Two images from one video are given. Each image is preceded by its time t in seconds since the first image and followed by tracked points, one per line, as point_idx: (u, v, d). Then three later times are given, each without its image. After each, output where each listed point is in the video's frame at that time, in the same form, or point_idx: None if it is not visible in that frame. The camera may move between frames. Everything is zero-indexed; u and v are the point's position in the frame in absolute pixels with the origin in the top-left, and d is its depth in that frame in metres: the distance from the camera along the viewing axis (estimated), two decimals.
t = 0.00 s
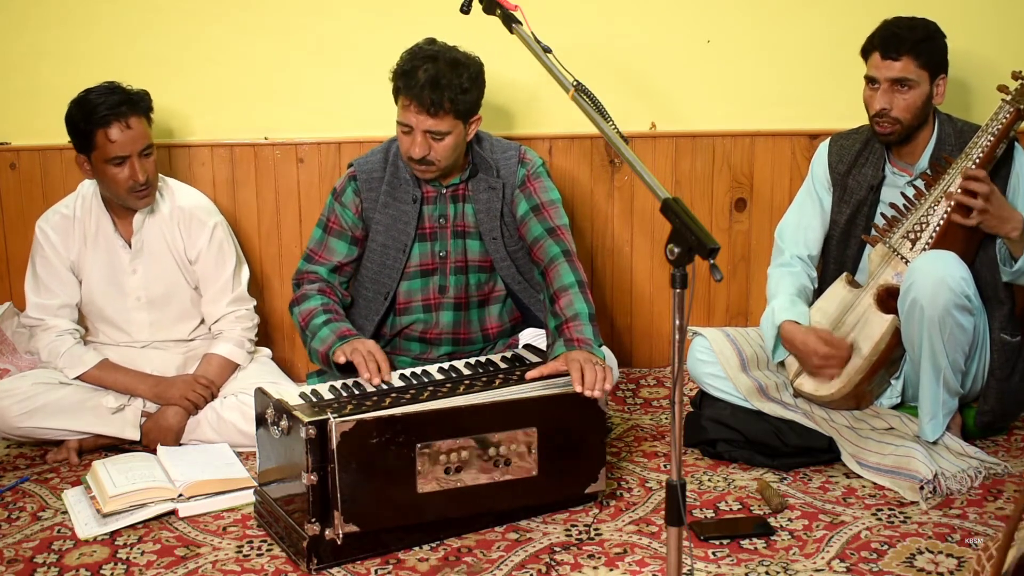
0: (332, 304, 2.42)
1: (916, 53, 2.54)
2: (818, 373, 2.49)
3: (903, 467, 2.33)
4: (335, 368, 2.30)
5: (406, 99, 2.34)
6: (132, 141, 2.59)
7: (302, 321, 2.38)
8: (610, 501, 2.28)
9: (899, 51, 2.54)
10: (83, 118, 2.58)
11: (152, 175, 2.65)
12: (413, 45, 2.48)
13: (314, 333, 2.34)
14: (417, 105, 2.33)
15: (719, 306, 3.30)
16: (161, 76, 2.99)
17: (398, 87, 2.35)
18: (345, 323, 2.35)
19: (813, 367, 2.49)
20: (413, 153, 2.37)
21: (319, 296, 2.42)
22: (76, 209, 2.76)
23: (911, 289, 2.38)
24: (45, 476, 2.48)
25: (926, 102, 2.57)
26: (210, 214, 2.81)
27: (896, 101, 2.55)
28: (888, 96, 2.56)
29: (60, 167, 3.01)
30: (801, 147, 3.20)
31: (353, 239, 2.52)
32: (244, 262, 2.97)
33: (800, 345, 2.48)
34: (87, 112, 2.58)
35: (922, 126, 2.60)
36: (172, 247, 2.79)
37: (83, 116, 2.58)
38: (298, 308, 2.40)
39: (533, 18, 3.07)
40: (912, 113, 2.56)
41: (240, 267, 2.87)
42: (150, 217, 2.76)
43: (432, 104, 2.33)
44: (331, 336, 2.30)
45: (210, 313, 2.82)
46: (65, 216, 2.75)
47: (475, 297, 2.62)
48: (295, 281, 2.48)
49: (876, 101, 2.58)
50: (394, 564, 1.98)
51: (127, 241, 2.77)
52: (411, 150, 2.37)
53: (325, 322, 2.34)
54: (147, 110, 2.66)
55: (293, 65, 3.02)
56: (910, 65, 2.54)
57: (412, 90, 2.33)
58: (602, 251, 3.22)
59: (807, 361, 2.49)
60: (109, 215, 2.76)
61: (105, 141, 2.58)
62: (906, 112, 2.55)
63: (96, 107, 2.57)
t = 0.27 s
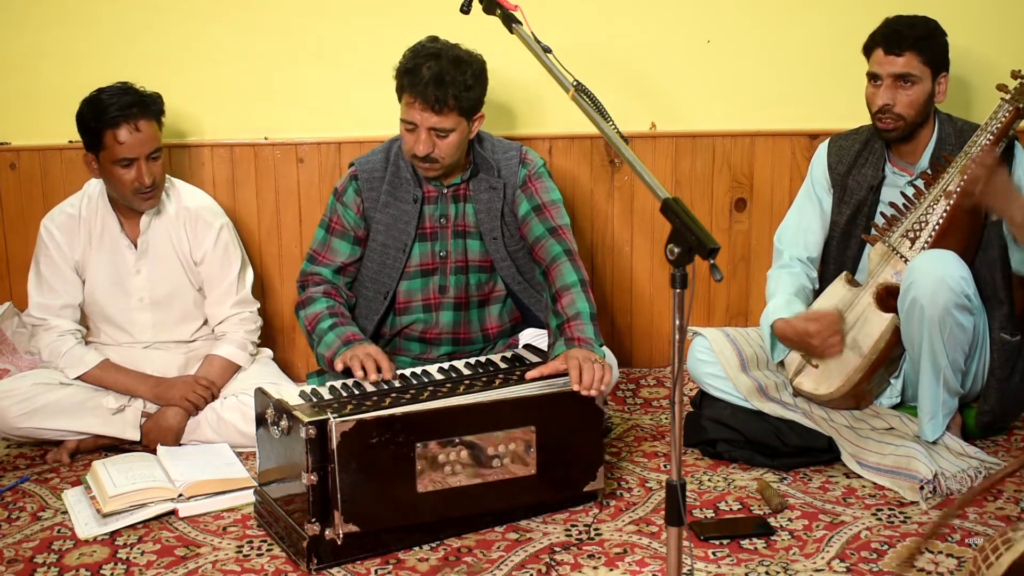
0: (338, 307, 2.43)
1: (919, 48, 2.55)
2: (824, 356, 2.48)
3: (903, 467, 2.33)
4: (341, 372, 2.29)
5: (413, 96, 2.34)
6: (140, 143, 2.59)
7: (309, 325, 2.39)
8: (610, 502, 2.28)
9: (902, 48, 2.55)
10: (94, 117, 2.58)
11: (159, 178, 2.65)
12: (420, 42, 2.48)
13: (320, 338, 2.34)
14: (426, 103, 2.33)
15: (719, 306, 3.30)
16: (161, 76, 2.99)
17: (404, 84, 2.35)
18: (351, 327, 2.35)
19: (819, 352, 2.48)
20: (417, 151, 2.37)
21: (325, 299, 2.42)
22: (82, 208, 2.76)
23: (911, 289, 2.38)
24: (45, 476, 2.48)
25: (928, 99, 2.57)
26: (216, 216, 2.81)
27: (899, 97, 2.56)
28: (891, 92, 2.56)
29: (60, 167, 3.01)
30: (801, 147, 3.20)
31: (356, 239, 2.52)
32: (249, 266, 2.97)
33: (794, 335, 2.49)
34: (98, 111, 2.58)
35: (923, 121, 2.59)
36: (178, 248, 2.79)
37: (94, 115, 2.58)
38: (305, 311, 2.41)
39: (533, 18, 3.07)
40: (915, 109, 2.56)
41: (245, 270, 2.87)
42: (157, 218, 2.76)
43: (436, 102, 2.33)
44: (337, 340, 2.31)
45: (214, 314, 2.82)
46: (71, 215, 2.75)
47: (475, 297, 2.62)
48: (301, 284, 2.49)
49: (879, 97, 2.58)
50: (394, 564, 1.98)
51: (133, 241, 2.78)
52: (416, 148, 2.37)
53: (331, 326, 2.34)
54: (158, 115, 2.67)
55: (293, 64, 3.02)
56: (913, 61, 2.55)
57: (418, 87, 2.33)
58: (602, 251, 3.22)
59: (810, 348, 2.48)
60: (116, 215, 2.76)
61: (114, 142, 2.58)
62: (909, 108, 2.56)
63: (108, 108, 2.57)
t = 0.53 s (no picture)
0: (339, 302, 2.43)
1: (919, 40, 2.56)
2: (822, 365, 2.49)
3: (903, 467, 2.32)
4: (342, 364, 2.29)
5: (432, 87, 2.34)
6: (137, 146, 2.60)
7: (310, 322, 2.39)
8: (610, 502, 2.28)
9: (903, 37, 2.56)
10: (96, 114, 2.58)
11: (153, 183, 2.65)
12: (429, 38, 2.49)
13: (320, 334, 2.34)
14: (444, 94, 2.33)
15: (719, 306, 3.30)
16: (161, 76, 2.99)
17: (418, 77, 2.35)
18: (351, 320, 2.36)
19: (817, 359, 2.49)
20: (430, 144, 2.36)
21: (326, 295, 2.42)
22: (84, 208, 2.76)
23: (912, 289, 2.38)
24: (45, 476, 2.48)
25: (926, 91, 2.56)
26: (218, 217, 2.82)
27: (897, 87, 2.56)
28: (889, 81, 2.57)
29: (60, 167, 3.01)
30: (801, 147, 3.20)
31: (358, 238, 2.52)
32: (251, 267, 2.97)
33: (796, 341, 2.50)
34: (101, 108, 2.58)
35: (922, 117, 2.58)
36: (179, 249, 2.79)
37: (96, 112, 2.58)
38: (307, 307, 2.41)
39: (533, 18, 3.07)
40: (913, 101, 2.55)
41: (246, 271, 2.88)
42: (159, 219, 2.76)
43: (453, 93, 2.33)
44: (337, 335, 2.30)
45: (215, 315, 2.82)
46: (72, 215, 2.75)
47: (475, 297, 2.62)
48: (302, 282, 2.49)
49: (878, 85, 2.59)
50: (394, 564, 1.98)
51: (134, 241, 2.78)
52: (429, 141, 2.36)
53: (331, 322, 2.34)
54: (161, 120, 2.66)
55: (293, 64, 3.02)
56: (913, 50, 2.56)
57: (435, 79, 2.33)
58: (602, 250, 3.22)
59: (807, 353, 2.50)
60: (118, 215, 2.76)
61: (111, 141, 2.58)
62: (907, 99, 2.55)
63: (110, 106, 2.58)
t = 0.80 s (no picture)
0: (341, 301, 2.43)
1: (919, 45, 2.55)
2: (820, 371, 2.49)
3: (903, 467, 2.32)
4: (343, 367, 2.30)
5: (456, 86, 2.35)
6: (120, 146, 2.60)
7: (312, 319, 2.39)
8: (610, 501, 2.28)
9: (901, 43, 2.56)
10: (85, 111, 2.60)
11: (136, 185, 2.65)
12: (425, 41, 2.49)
13: (324, 331, 2.34)
14: (469, 91, 2.36)
15: (719, 306, 3.30)
16: (161, 76, 2.99)
17: (438, 77, 2.36)
18: (354, 319, 2.35)
19: (813, 367, 2.50)
20: (459, 141, 2.38)
21: (329, 293, 2.42)
22: (82, 208, 2.76)
23: (911, 289, 2.38)
24: (45, 476, 2.48)
25: (925, 95, 2.57)
26: (216, 216, 2.81)
27: (896, 93, 2.56)
28: (886, 88, 2.57)
29: (60, 167, 3.01)
30: (801, 147, 3.20)
31: (361, 237, 2.52)
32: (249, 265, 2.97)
33: (800, 344, 2.49)
34: (90, 106, 2.59)
35: (919, 122, 2.60)
36: (177, 248, 2.79)
37: (87, 108, 2.59)
38: (309, 305, 2.41)
39: (533, 18, 3.07)
40: (911, 105, 2.56)
41: (244, 270, 2.87)
42: (156, 218, 2.76)
43: (479, 88, 2.36)
44: (340, 333, 2.30)
45: (214, 315, 2.82)
46: (70, 215, 2.76)
47: (476, 297, 2.62)
48: (304, 280, 2.49)
49: (875, 91, 2.59)
50: (393, 564, 1.98)
51: (132, 241, 2.78)
52: (457, 138, 2.38)
53: (334, 319, 2.34)
54: (149, 124, 2.66)
55: (293, 64, 3.02)
56: (912, 56, 2.56)
57: (460, 78, 2.35)
58: (602, 250, 3.22)
59: (807, 357, 2.49)
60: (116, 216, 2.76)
61: (95, 140, 2.60)
62: (905, 104, 2.55)
63: (99, 105, 2.59)
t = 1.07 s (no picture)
0: (343, 302, 2.43)
1: (914, 48, 2.54)
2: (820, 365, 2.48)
3: (903, 467, 2.32)
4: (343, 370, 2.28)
5: (473, 82, 2.39)
6: (98, 143, 2.61)
7: (314, 321, 2.39)
8: (610, 501, 2.28)
9: (897, 47, 2.55)
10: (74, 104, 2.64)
11: (111, 185, 2.63)
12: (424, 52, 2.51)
13: (325, 334, 2.34)
14: (485, 87, 2.39)
15: (719, 306, 3.30)
16: (161, 76, 2.99)
17: (454, 75, 2.39)
18: (356, 323, 2.35)
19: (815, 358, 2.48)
20: (478, 137, 2.39)
21: (331, 295, 2.43)
22: (76, 210, 2.76)
23: (911, 289, 2.37)
24: (45, 476, 2.48)
25: (922, 98, 2.57)
26: (211, 214, 2.81)
27: (892, 97, 2.56)
28: (884, 93, 2.57)
29: (60, 167, 3.01)
30: (801, 147, 3.20)
31: (363, 236, 2.52)
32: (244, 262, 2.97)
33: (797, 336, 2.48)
34: (79, 100, 2.63)
35: (917, 123, 2.59)
36: (172, 247, 2.78)
37: (76, 102, 2.64)
38: (310, 307, 2.41)
39: (533, 18, 3.07)
40: (907, 109, 2.56)
41: (240, 267, 2.87)
42: (149, 216, 2.75)
43: (493, 84, 2.40)
44: (342, 338, 2.30)
45: (211, 313, 2.81)
46: (66, 216, 2.76)
47: (477, 297, 2.62)
48: (306, 279, 2.48)
49: (873, 96, 2.59)
50: (394, 564, 1.98)
51: (127, 240, 2.77)
52: (476, 134, 2.39)
53: (336, 323, 2.34)
54: (134, 125, 2.65)
55: (293, 64, 3.02)
56: (908, 59, 2.55)
57: (477, 74, 2.38)
58: (602, 250, 3.22)
59: (808, 350, 2.48)
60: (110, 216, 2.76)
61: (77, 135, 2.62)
62: (902, 107, 2.55)
63: (88, 100, 2.62)
